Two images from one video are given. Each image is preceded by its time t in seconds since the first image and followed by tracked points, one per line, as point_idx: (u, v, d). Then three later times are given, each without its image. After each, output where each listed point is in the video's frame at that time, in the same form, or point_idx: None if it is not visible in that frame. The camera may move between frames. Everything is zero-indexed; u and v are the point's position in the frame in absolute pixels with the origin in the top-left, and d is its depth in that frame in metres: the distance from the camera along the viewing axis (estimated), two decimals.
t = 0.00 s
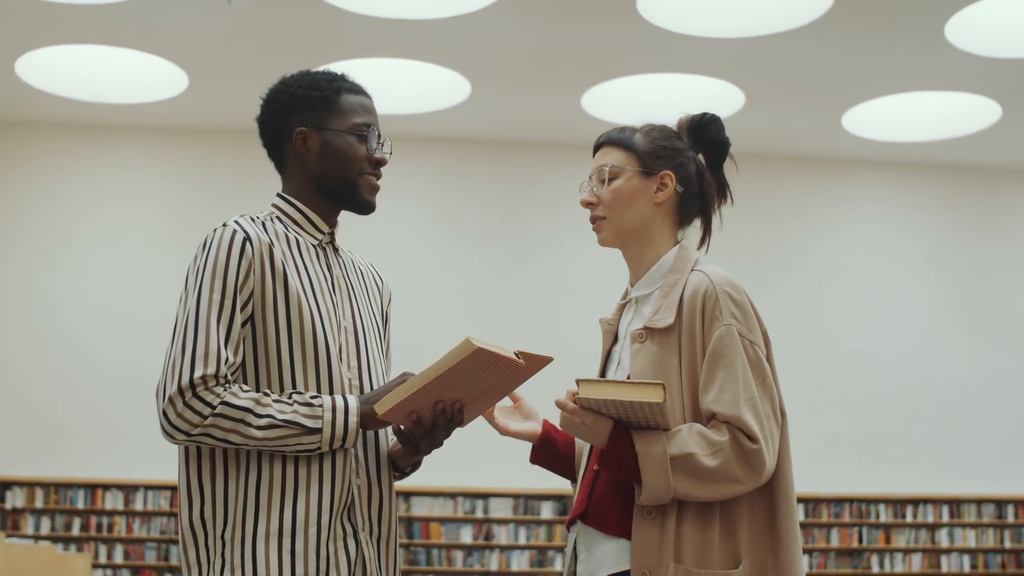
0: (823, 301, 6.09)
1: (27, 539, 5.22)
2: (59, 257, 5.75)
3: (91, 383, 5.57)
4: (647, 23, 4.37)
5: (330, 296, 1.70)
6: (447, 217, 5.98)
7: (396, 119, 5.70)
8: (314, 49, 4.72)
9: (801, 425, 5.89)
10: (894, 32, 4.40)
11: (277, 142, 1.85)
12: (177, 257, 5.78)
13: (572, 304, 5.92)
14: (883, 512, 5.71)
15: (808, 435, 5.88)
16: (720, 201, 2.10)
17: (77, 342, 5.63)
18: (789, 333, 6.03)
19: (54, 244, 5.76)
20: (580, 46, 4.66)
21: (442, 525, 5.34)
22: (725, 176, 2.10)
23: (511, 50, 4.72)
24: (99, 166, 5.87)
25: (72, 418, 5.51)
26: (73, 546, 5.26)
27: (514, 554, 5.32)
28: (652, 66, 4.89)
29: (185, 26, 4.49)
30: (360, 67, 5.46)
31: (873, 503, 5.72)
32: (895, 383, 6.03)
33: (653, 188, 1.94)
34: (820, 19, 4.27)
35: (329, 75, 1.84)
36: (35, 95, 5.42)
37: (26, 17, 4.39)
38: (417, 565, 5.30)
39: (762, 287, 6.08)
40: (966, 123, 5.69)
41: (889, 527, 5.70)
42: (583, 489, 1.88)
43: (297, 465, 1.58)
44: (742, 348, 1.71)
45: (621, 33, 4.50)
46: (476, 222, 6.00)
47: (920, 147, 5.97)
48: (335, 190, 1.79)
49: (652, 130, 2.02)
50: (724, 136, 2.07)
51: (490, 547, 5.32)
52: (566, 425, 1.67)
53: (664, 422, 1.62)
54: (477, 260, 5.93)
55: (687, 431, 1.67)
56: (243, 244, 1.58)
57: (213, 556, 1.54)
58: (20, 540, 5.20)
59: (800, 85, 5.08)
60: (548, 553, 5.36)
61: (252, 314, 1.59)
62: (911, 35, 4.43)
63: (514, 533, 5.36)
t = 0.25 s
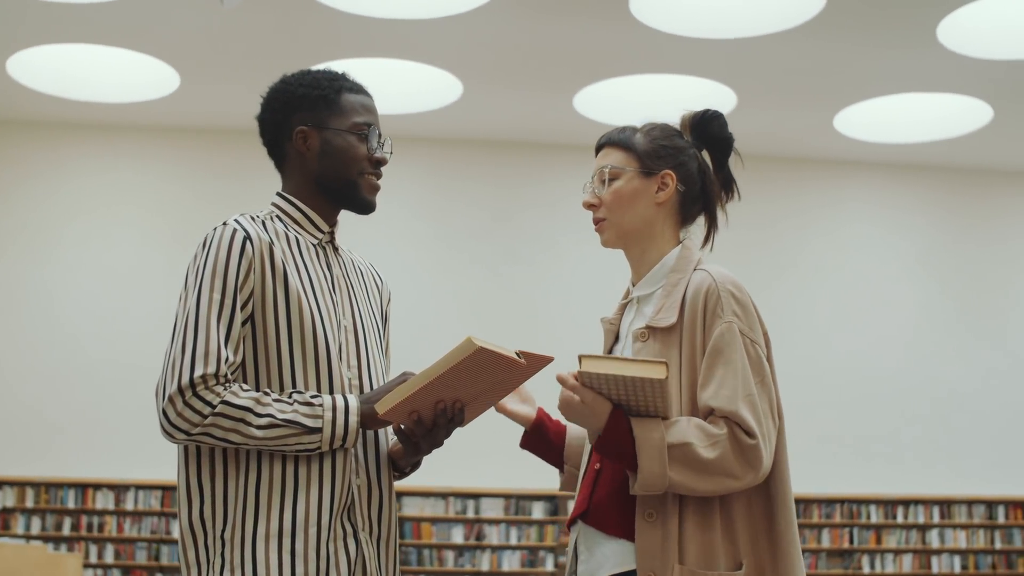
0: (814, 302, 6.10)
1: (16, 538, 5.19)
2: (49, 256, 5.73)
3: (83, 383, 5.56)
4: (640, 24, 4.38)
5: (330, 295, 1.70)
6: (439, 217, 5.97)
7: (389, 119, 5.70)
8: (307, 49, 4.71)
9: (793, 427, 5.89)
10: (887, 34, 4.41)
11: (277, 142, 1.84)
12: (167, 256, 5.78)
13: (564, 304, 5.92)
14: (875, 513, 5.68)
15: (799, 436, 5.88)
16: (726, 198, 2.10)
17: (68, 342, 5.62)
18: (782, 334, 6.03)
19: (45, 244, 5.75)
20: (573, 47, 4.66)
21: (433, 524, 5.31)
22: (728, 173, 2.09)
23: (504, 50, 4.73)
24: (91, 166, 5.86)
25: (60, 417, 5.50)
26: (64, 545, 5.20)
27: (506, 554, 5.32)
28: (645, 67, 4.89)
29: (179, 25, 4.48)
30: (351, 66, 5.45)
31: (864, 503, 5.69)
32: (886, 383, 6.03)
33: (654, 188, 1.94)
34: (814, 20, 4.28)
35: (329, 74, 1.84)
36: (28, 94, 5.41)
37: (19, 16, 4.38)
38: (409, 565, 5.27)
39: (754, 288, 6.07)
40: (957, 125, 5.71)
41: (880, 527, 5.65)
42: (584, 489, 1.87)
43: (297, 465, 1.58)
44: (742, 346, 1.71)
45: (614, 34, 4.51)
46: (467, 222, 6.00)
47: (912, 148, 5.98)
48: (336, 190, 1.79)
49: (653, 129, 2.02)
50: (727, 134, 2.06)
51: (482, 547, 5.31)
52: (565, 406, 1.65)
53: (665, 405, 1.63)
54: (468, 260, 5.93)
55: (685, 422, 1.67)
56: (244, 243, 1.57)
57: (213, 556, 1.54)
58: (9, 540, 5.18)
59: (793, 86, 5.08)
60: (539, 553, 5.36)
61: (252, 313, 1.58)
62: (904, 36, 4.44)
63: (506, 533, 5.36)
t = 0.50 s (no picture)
0: (806, 302, 6.10)
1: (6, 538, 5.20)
2: (39, 256, 5.73)
3: (74, 383, 5.55)
4: (632, 24, 4.37)
5: (331, 294, 1.70)
6: (431, 217, 5.97)
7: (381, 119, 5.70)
8: (299, 49, 4.71)
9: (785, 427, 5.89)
10: (879, 34, 4.41)
11: (278, 143, 1.84)
12: (158, 255, 5.77)
13: (556, 304, 5.92)
14: (865, 514, 5.67)
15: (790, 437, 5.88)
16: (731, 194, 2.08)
17: (60, 342, 5.61)
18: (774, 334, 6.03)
19: (34, 243, 5.74)
20: (566, 47, 4.66)
21: (424, 525, 5.32)
22: (733, 166, 2.06)
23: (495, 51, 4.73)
24: (81, 166, 5.86)
25: (50, 416, 5.50)
26: (54, 545, 5.20)
27: (497, 554, 5.31)
28: (638, 67, 4.89)
29: (170, 25, 4.47)
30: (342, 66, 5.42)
31: (855, 505, 5.68)
32: (878, 384, 6.04)
33: (655, 188, 1.94)
34: (806, 21, 4.28)
35: (329, 73, 1.84)
36: (19, 93, 5.40)
37: (10, 15, 4.37)
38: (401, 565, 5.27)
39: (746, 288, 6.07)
40: (948, 126, 5.71)
41: (870, 528, 5.65)
42: (584, 489, 1.87)
43: (297, 465, 1.57)
44: (744, 346, 1.71)
45: (607, 35, 4.51)
46: (458, 222, 5.99)
47: (904, 149, 5.98)
48: (337, 189, 1.78)
49: (653, 128, 2.02)
50: (728, 130, 2.05)
51: (473, 547, 5.31)
52: (565, 402, 1.65)
53: (666, 403, 1.63)
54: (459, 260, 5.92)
55: (686, 422, 1.67)
56: (245, 242, 1.57)
57: (214, 556, 1.53)
58: None
59: (787, 87, 5.08)
60: (530, 553, 5.36)
61: (254, 312, 1.58)
62: (896, 37, 4.44)
63: (497, 533, 5.36)
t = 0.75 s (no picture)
0: (796, 302, 6.11)
1: None
2: (28, 255, 5.71)
3: (64, 383, 5.54)
4: (624, 24, 4.38)
5: (334, 293, 1.69)
6: (422, 217, 5.96)
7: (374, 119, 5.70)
8: (291, 49, 4.71)
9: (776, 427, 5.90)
10: (870, 35, 4.42)
11: (279, 141, 1.84)
12: (149, 254, 5.76)
13: (547, 304, 5.92)
14: (856, 514, 5.65)
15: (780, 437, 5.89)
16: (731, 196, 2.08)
17: (50, 341, 5.60)
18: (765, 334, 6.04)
19: (22, 242, 5.72)
20: (558, 48, 4.67)
21: (415, 525, 5.31)
22: (734, 170, 2.07)
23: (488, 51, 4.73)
24: (71, 165, 5.84)
25: (40, 416, 5.48)
26: (45, 544, 5.16)
27: (488, 554, 5.31)
28: (630, 67, 4.90)
29: (162, 24, 4.47)
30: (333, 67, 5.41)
31: (847, 505, 5.67)
32: (869, 384, 6.05)
33: (655, 188, 1.94)
34: (798, 22, 4.29)
35: (330, 71, 1.83)
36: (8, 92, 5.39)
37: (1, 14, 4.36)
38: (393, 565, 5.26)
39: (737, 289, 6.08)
40: (937, 129, 5.74)
41: (861, 528, 5.63)
42: (585, 490, 1.87)
43: (300, 465, 1.57)
44: (746, 348, 1.71)
45: (599, 35, 4.51)
46: (449, 222, 5.99)
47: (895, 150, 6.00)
48: (337, 188, 1.78)
49: (654, 129, 2.02)
50: (729, 131, 2.05)
51: (464, 547, 5.31)
52: (570, 416, 1.67)
53: (669, 413, 1.63)
54: (451, 260, 5.92)
55: (690, 430, 1.67)
56: (247, 242, 1.57)
57: (216, 555, 1.53)
58: None
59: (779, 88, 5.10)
60: (521, 553, 5.36)
61: (256, 312, 1.58)
62: (887, 38, 4.45)
63: (488, 533, 5.36)
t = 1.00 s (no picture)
0: (787, 302, 6.12)
1: None
2: (16, 255, 5.69)
3: (54, 383, 5.52)
4: (616, 24, 4.38)
5: (337, 294, 1.69)
6: (413, 217, 5.95)
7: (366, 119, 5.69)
8: (283, 48, 4.70)
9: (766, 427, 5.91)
10: (861, 36, 4.43)
11: (280, 142, 1.84)
12: (139, 254, 5.74)
13: (539, 304, 5.92)
14: (847, 514, 5.64)
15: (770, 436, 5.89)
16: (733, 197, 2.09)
17: (40, 341, 5.58)
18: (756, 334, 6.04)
19: (11, 242, 5.70)
20: (550, 47, 4.67)
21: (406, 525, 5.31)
22: (735, 172, 2.08)
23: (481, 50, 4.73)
24: (61, 165, 5.82)
25: (30, 416, 5.46)
26: (35, 544, 5.12)
27: (479, 554, 5.30)
28: (623, 68, 4.91)
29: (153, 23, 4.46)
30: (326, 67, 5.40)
31: (837, 504, 5.67)
32: (860, 383, 6.06)
33: (656, 188, 1.94)
34: (790, 22, 4.30)
35: (332, 71, 1.83)
36: None
37: None
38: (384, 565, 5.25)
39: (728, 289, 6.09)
40: (928, 129, 5.75)
41: (852, 528, 5.64)
42: (588, 492, 1.88)
43: (304, 465, 1.57)
44: (748, 349, 1.71)
45: (591, 35, 4.51)
46: (440, 223, 5.98)
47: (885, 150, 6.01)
48: (339, 188, 1.78)
49: (656, 130, 2.02)
50: (731, 133, 2.06)
51: (454, 547, 5.29)
52: (569, 418, 1.67)
53: (669, 415, 1.63)
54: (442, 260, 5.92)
55: (690, 431, 1.67)
56: (251, 242, 1.56)
57: (220, 556, 1.53)
58: None
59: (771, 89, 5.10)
60: (512, 553, 5.35)
61: (260, 313, 1.58)
62: (879, 38, 4.46)
63: (479, 533, 5.35)
